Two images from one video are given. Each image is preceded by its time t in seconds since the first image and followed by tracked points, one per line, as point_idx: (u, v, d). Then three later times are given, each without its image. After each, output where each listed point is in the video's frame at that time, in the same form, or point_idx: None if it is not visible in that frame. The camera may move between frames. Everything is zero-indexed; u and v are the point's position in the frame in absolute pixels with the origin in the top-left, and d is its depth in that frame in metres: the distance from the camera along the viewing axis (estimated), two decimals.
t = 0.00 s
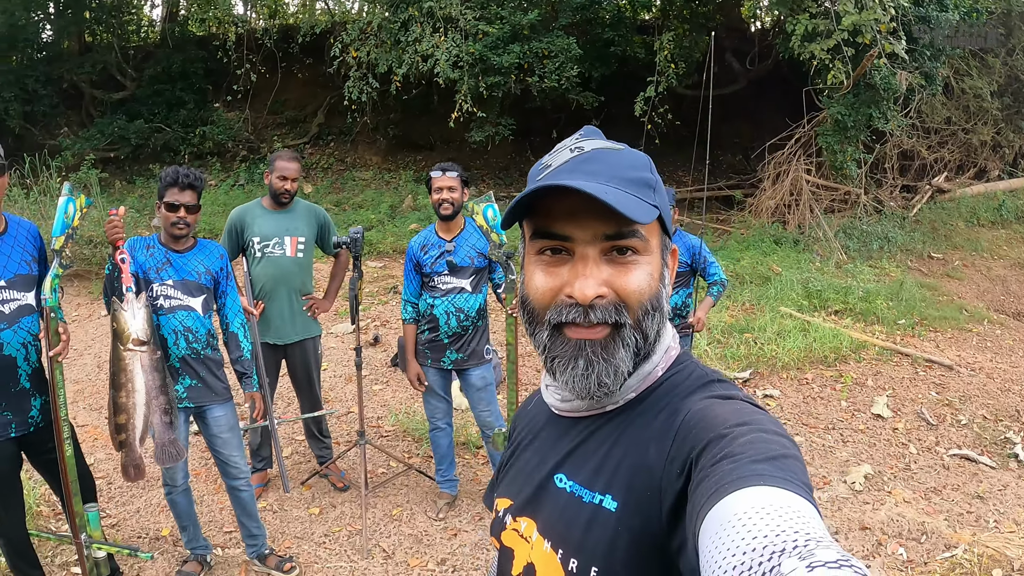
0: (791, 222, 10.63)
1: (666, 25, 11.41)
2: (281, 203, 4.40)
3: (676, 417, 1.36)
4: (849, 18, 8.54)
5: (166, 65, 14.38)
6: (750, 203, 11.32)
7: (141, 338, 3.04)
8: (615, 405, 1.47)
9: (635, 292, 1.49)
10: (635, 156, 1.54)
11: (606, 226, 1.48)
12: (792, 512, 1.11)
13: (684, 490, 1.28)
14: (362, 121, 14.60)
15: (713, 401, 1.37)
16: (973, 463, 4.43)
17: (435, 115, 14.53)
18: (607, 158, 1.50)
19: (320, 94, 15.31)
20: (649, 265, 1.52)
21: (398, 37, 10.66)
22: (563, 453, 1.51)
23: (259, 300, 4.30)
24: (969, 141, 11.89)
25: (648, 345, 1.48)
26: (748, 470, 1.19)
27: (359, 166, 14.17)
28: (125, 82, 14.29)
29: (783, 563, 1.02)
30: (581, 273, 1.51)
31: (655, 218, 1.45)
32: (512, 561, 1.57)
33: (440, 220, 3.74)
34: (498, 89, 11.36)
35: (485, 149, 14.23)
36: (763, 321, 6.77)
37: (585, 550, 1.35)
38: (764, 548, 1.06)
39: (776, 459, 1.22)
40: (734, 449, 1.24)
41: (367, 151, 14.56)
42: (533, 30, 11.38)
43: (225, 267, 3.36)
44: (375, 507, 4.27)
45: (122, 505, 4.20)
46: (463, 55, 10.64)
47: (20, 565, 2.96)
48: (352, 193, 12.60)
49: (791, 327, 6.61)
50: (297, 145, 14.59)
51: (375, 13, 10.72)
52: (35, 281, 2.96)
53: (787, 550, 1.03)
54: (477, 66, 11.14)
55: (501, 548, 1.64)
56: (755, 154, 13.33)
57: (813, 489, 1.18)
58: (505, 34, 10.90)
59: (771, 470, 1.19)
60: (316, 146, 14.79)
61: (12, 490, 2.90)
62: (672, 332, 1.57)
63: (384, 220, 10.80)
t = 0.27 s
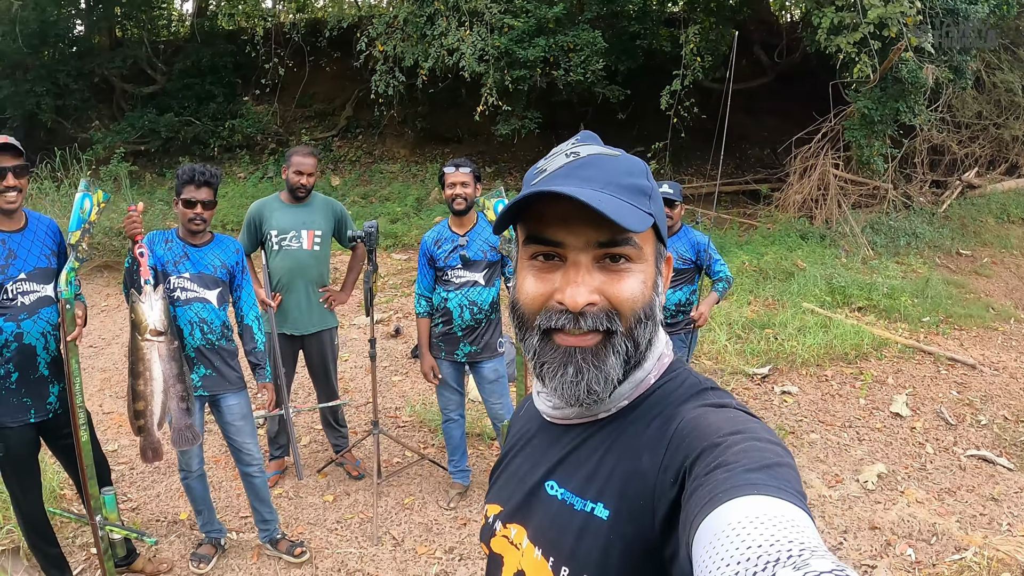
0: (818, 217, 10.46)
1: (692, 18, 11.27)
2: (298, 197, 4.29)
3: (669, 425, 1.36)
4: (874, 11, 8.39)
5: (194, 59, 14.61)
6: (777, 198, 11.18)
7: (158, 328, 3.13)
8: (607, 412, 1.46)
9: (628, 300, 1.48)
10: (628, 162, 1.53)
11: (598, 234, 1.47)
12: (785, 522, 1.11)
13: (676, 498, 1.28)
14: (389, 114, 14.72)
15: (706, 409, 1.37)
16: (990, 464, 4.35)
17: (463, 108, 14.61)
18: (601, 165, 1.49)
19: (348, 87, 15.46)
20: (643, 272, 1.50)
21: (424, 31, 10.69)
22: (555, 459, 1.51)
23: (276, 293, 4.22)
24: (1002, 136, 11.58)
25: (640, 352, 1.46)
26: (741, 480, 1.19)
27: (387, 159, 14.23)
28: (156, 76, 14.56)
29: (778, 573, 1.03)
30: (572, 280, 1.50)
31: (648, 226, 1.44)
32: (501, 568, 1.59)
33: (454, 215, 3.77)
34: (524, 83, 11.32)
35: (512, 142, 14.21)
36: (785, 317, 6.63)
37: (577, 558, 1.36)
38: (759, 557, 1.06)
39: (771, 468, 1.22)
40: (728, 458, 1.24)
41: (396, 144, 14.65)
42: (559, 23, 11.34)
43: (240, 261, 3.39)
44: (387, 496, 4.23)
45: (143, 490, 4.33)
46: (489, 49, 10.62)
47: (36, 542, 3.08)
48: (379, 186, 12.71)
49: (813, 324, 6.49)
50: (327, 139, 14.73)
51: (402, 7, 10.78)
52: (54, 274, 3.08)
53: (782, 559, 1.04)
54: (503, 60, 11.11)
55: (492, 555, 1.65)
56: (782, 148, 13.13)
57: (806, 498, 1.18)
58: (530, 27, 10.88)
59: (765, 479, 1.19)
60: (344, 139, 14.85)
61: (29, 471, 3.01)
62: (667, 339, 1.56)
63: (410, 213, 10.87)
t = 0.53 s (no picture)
0: (842, 216, 10.30)
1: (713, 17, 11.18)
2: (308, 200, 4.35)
3: (650, 424, 1.35)
4: (892, 7, 8.28)
5: (223, 65, 14.98)
6: (801, 197, 11.04)
7: (172, 323, 3.23)
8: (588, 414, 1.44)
9: (613, 304, 1.46)
10: (616, 165, 1.51)
11: (585, 238, 1.44)
12: (767, 518, 1.11)
13: (658, 497, 1.27)
14: (414, 118, 14.86)
15: (687, 408, 1.37)
16: (1003, 464, 4.27)
17: (488, 111, 14.70)
18: (588, 168, 1.47)
19: (374, 91, 15.66)
20: (627, 275, 1.48)
21: (446, 35, 10.82)
22: (535, 461, 1.48)
23: (286, 291, 4.26)
24: None
25: (623, 354, 1.45)
26: (723, 477, 1.18)
27: (413, 161, 14.36)
28: (185, 83, 14.92)
29: (760, 567, 1.02)
30: (557, 284, 1.47)
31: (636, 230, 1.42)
32: (480, 569, 1.55)
33: (452, 214, 3.83)
34: (545, 85, 11.32)
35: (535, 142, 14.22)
36: (801, 316, 6.38)
37: (560, 560, 1.34)
38: (741, 552, 1.05)
39: (752, 466, 1.22)
40: (709, 456, 1.23)
41: (422, 147, 14.78)
42: (579, 25, 11.34)
43: (247, 260, 3.51)
44: (394, 487, 4.23)
45: (161, 478, 4.33)
46: (510, 52, 10.67)
47: (51, 522, 3.21)
48: (404, 188, 12.83)
49: (829, 322, 6.26)
50: (353, 142, 14.92)
51: (424, 11, 10.92)
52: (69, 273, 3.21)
53: (764, 554, 1.04)
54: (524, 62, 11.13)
55: (470, 556, 1.61)
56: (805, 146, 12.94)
57: (787, 494, 1.18)
58: (551, 30, 10.90)
59: (746, 476, 1.19)
60: (371, 142, 14.99)
61: (43, 453, 3.17)
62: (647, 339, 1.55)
63: (434, 215, 10.94)
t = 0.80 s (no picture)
0: (855, 216, 10.20)
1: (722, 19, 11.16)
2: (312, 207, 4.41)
3: (643, 415, 1.34)
4: (898, 5, 8.24)
5: (239, 76, 15.23)
6: (814, 198, 10.96)
7: (179, 326, 3.24)
8: (580, 401, 1.42)
9: (604, 287, 1.44)
10: (608, 149, 1.50)
11: (575, 220, 1.43)
12: (755, 512, 1.12)
13: (648, 488, 1.27)
14: (428, 125, 14.96)
15: (679, 401, 1.36)
16: (1010, 462, 4.22)
17: (502, 117, 14.68)
18: (577, 152, 1.46)
19: (388, 99, 15.81)
20: (619, 258, 1.46)
21: (457, 42, 10.92)
22: (526, 446, 1.47)
23: (292, 296, 4.33)
24: None
25: (616, 341, 1.44)
26: (713, 471, 1.18)
27: (428, 168, 14.48)
28: (203, 93, 15.19)
29: (746, 561, 1.03)
30: (548, 266, 1.46)
31: (626, 212, 1.40)
32: (468, 550, 1.53)
33: (448, 219, 3.91)
34: (556, 90, 11.32)
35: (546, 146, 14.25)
36: (810, 317, 6.29)
37: (547, 544, 1.32)
38: (729, 546, 1.06)
39: (742, 462, 1.22)
40: (700, 449, 1.23)
41: (437, 154, 14.91)
42: (588, 30, 11.33)
43: (250, 263, 3.58)
44: (397, 485, 4.26)
45: (173, 477, 4.28)
46: (520, 58, 10.72)
47: (64, 516, 3.27)
48: (419, 195, 12.90)
49: (837, 323, 6.14)
50: (368, 150, 15.06)
51: (436, 19, 11.02)
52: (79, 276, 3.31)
53: (750, 547, 1.05)
54: (535, 68, 11.17)
55: (458, 536, 1.58)
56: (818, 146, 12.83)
57: (775, 491, 1.19)
58: (561, 35, 10.92)
59: (735, 471, 1.20)
60: (386, 149, 15.15)
61: (54, 447, 3.24)
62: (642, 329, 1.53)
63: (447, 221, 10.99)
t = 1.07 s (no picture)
0: (860, 217, 10.18)
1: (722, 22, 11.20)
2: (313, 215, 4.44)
3: (656, 413, 1.38)
4: (896, 6, 8.26)
5: (245, 86, 15.35)
6: (818, 199, 10.94)
7: (183, 334, 3.27)
8: (593, 399, 1.46)
9: (615, 281, 1.48)
10: (612, 143, 1.54)
11: (582, 214, 1.47)
12: (765, 511, 1.16)
13: (661, 487, 1.31)
14: (433, 132, 15.04)
15: (691, 401, 1.40)
16: (1012, 461, 4.22)
17: (507, 123, 14.75)
18: (584, 145, 1.50)
19: (394, 106, 15.93)
20: (628, 253, 1.50)
21: (461, 50, 11.02)
22: (539, 443, 1.50)
23: (293, 303, 4.37)
24: None
25: (628, 336, 1.48)
26: (725, 469, 1.22)
27: (434, 174, 14.58)
28: (210, 103, 15.35)
29: (755, 559, 1.08)
30: (558, 263, 1.50)
31: (633, 203, 1.44)
32: (482, 548, 1.56)
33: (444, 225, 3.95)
34: (559, 96, 11.35)
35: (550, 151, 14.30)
36: (812, 318, 6.30)
37: (562, 543, 1.36)
38: (739, 544, 1.11)
39: (753, 461, 1.26)
40: (711, 448, 1.27)
41: (443, 160, 15.00)
42: (591, 36, 11.31)
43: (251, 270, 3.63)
44: (399, 488, 4.28)
45: (179, 482, 4.31)
46: (522, 64, 10.77)
47: (73, 517, 3.33)
48: (424, 202, 12.96)
49: (840, 324, 6.17)
50: (374, 157, 15.16)
51: (439, 27, 11.10)
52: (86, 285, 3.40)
53: (760, 546, 1.09)
54: (538, 74, 11.23)
55: (472, 533, 1.61)
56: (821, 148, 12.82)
57: (787, 491, 1.23)
58: (563, 41, 10.97)
59: (747, 470, 1.23)
60: (392, 157, 15.26)
61: (64, 450, 3.30)
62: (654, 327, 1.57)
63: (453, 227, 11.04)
